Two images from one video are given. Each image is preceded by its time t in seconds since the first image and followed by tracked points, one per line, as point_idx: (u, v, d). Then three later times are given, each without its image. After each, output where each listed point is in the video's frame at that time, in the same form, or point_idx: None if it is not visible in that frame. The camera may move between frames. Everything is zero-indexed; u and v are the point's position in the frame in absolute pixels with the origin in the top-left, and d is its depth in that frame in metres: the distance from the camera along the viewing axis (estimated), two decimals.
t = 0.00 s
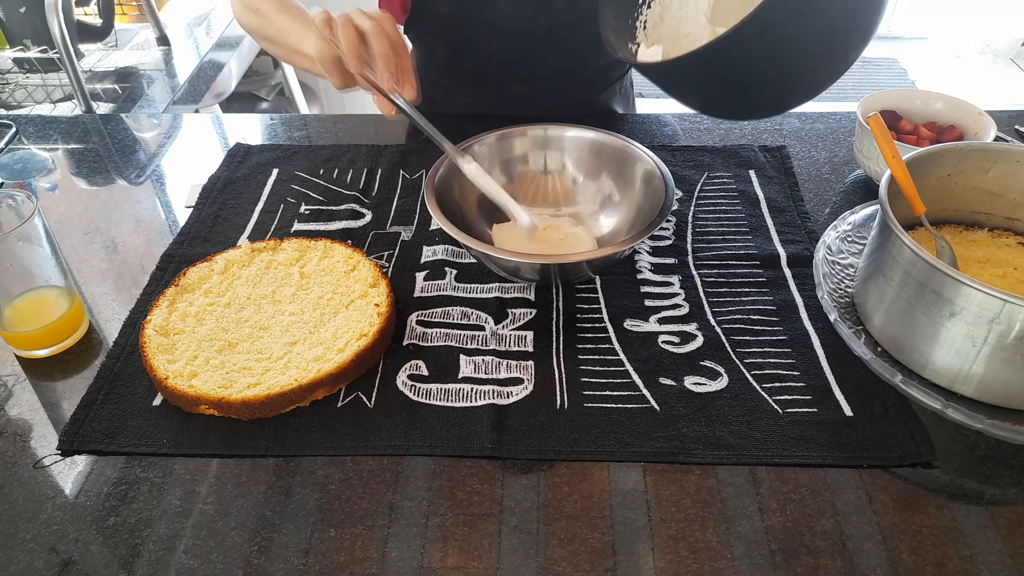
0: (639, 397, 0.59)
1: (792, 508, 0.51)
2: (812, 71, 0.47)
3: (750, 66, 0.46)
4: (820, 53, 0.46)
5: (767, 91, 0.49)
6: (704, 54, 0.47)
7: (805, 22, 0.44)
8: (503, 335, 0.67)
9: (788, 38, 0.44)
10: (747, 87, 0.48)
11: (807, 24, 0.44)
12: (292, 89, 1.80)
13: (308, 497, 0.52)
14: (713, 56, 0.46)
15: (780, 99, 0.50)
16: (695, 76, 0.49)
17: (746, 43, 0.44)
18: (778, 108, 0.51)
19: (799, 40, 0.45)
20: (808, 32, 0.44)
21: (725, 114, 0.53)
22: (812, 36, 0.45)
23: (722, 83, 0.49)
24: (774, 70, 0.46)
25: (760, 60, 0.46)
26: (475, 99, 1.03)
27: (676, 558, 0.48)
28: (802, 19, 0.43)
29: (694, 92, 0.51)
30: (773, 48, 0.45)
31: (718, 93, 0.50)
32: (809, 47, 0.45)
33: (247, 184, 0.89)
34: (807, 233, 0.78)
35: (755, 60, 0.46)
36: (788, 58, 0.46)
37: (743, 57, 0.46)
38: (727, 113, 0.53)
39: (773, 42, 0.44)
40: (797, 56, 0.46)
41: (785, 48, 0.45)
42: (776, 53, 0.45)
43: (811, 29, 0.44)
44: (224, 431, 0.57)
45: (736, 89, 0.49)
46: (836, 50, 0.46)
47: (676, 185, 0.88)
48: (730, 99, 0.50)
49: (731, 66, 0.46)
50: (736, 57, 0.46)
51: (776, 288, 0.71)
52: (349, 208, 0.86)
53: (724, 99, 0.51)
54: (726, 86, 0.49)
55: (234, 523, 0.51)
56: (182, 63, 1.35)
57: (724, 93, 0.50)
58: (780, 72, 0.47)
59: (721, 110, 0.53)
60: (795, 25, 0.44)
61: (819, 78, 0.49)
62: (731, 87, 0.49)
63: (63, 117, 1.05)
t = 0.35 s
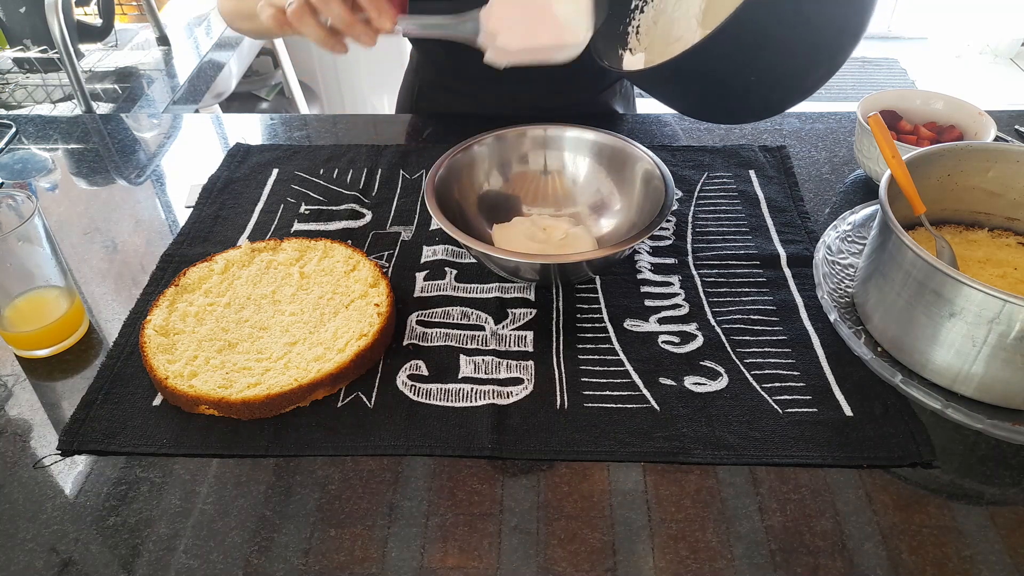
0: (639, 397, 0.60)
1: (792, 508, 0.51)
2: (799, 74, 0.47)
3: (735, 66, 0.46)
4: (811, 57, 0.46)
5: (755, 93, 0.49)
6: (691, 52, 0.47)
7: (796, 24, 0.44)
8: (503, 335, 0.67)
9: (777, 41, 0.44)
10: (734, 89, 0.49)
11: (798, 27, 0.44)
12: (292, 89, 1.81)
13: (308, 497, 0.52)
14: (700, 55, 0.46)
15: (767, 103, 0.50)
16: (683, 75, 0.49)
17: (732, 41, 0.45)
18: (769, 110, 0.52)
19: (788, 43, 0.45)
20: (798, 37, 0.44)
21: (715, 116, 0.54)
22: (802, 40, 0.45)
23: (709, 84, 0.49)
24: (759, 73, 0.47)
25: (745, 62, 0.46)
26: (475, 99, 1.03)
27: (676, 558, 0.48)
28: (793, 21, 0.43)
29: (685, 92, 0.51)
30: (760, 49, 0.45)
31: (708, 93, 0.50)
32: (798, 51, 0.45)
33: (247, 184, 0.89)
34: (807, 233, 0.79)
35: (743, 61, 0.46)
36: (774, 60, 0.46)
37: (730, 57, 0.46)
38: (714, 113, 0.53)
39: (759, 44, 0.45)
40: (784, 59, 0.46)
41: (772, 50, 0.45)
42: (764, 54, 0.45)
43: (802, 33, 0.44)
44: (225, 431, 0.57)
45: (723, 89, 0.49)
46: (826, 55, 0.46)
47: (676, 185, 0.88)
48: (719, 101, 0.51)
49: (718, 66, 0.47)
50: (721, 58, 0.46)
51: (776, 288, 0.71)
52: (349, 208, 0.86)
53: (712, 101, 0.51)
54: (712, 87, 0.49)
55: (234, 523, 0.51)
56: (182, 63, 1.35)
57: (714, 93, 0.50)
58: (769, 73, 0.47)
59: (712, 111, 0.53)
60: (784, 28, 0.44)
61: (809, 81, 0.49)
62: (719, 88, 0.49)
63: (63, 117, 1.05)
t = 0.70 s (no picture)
0: (639, 397, 0.60)
1: (792, 508, 0.51)
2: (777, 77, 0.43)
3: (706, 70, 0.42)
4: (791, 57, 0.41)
5: (732, 99, 0.44)
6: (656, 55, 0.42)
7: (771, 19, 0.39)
8: (503, 335, 0.67)
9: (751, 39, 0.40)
10: (707, 94, 0.44)
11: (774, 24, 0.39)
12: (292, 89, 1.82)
13: (308, 497, 0.52)
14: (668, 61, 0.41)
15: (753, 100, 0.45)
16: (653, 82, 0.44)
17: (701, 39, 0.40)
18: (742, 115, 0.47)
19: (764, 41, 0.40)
20: (775, 34, 0.40)
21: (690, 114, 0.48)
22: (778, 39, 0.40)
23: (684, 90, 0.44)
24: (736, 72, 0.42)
25: (720, 63, 0.41)
26: (475, 99, 1.03)
27: (676, 558, 0.48)
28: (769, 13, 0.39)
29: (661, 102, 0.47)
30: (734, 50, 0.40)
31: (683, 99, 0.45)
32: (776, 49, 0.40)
33: (247, 184, 0.89)
34: (807, 233, 0.79)
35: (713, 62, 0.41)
36: (750, 62, 0.41)
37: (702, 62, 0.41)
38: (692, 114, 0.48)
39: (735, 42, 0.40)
40: (762, 65, 0.41)
41: (747, 53, 0.40)
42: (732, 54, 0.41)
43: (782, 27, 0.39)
44: (225, 431, 0.57)
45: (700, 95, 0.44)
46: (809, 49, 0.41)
47: (676, 185, 0.88)
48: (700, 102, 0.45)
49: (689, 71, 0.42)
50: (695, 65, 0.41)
51: (776, 288, 0.71)
52: (349, 208, 0.86)
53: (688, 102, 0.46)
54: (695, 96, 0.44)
55: (234, 523, 0.51)
56: (183, 63, 1.35)
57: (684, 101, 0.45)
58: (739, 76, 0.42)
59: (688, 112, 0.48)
60: (758, 25, 0.39)
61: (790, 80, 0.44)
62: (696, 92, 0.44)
63: (63, 117, 1.05)
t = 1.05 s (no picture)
0: (639, 397, 0.60)
1: (792, 508, 0.51)
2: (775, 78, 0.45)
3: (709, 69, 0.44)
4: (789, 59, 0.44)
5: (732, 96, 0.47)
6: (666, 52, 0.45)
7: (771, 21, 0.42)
8: (503, 335, 0.67)
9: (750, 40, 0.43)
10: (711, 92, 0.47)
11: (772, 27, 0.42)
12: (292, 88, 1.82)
13: (308, 497, 0.52)
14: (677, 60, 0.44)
15: (753, 101, 0.48)
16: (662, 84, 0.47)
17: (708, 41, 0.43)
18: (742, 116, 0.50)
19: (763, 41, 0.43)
20: (773, 37, 0.42)
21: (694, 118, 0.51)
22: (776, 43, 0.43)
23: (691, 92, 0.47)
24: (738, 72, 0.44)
25: (720, 64, 0.44)
26: (475, 99, 1.03)
27: (676, 558, 0.48)
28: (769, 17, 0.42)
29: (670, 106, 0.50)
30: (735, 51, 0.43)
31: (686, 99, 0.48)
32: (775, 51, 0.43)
33: (247, 184, 0.89)
34: (807, 233, 0.79)
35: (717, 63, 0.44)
36: (749, 64, 0.44)
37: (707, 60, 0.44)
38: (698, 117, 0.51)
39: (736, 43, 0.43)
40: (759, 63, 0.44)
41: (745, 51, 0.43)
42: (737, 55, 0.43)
43: (779, 31, 0.42)
44: (224, 431, 0.57)
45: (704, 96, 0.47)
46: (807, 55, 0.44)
47: (676, 185, 0.88)
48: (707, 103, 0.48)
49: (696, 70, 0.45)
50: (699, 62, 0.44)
51: (776, 288, 0.71)
52: (349, 208, 0.86)
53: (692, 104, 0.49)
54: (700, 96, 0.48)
55: (234, 523, 0.51)
56: (182, 63, 1.35)
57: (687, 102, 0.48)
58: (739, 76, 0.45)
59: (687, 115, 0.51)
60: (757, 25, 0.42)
61: (788, 85, 0.47)
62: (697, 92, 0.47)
63: (63, 117, 1.05)
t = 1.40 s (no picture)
0: (639, 397, 0.60)
1: (792, 508, 0.51)
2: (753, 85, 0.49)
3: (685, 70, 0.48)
4: (766, 68, 0.48)
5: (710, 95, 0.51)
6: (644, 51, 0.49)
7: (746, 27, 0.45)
8: (503, 335, 0.67)
9: (727, 46, 0.46)
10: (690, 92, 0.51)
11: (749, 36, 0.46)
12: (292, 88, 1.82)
13: (308, 497, 0.52)
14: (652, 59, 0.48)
15: (730, 104, 0.51)
16: (639, 81, 0.51)
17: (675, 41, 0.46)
18: (724, 118, 0.54)
19: (740, 48, 0.46)
20: (749, 38, 0.46)
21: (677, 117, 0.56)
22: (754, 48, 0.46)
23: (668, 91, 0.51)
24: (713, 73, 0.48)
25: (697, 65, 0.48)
26: (475, 99, 1.03)
27: (676, 558, 0.48)
28: (749, 25, 0.45)
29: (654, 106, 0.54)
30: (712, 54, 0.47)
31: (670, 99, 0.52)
32: (750, 58, 0.47)
33: (247, 184, 0.89)
34: (807, 233, 0.79)
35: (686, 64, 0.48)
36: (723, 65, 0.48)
37: (683, 61, 0.48)
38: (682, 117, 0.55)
39: (713, 46, 0.46)
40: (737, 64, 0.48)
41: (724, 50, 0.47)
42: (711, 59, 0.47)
43: (761, 35, 0.46)
44: (225, 431, 0.57)
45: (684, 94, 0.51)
46: (785, 62, 0.48)
47: (676, 185, 0.88)
48: (692, 103, 0.52)
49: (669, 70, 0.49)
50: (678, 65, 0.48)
51: (776, 288, 0.71)
52: (349, 208, 0.86)
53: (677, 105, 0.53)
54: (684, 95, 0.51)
55: (234, 523, 0.51)
56: (182, 63, 1.35)
57: (670, 100, 0.52)
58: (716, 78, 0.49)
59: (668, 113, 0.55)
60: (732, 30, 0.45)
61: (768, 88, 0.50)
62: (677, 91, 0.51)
63: (63, 117, 1.05)
